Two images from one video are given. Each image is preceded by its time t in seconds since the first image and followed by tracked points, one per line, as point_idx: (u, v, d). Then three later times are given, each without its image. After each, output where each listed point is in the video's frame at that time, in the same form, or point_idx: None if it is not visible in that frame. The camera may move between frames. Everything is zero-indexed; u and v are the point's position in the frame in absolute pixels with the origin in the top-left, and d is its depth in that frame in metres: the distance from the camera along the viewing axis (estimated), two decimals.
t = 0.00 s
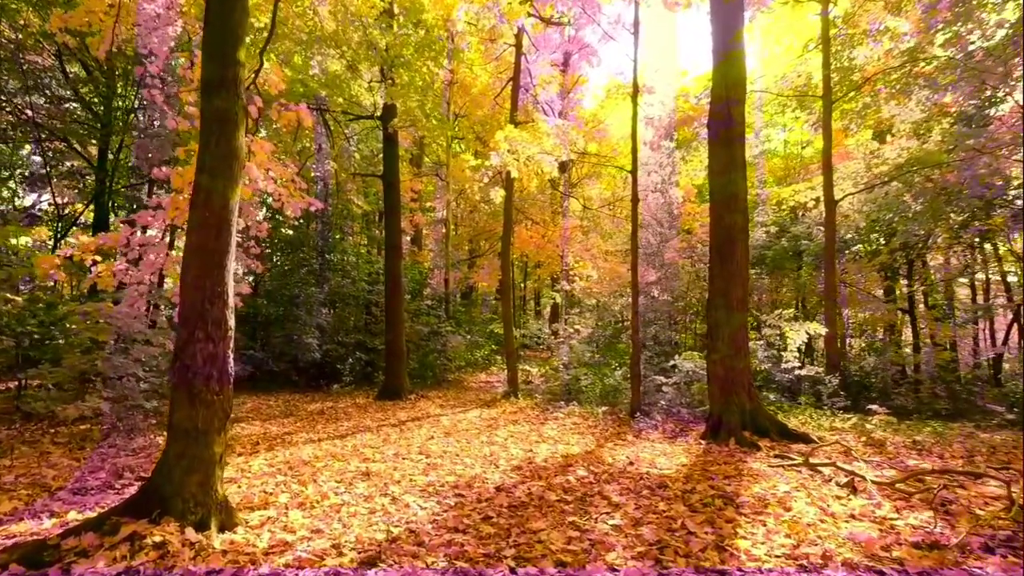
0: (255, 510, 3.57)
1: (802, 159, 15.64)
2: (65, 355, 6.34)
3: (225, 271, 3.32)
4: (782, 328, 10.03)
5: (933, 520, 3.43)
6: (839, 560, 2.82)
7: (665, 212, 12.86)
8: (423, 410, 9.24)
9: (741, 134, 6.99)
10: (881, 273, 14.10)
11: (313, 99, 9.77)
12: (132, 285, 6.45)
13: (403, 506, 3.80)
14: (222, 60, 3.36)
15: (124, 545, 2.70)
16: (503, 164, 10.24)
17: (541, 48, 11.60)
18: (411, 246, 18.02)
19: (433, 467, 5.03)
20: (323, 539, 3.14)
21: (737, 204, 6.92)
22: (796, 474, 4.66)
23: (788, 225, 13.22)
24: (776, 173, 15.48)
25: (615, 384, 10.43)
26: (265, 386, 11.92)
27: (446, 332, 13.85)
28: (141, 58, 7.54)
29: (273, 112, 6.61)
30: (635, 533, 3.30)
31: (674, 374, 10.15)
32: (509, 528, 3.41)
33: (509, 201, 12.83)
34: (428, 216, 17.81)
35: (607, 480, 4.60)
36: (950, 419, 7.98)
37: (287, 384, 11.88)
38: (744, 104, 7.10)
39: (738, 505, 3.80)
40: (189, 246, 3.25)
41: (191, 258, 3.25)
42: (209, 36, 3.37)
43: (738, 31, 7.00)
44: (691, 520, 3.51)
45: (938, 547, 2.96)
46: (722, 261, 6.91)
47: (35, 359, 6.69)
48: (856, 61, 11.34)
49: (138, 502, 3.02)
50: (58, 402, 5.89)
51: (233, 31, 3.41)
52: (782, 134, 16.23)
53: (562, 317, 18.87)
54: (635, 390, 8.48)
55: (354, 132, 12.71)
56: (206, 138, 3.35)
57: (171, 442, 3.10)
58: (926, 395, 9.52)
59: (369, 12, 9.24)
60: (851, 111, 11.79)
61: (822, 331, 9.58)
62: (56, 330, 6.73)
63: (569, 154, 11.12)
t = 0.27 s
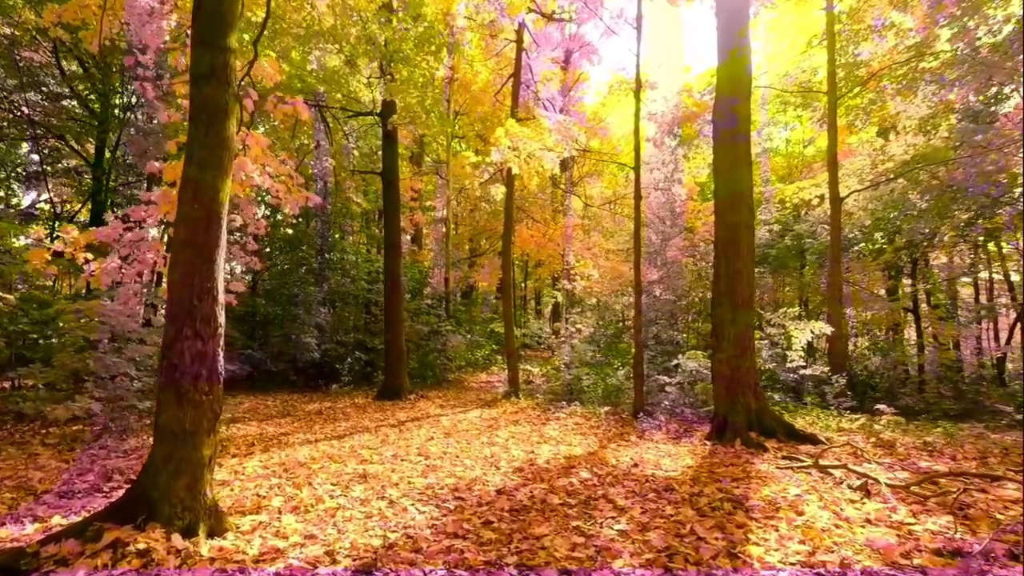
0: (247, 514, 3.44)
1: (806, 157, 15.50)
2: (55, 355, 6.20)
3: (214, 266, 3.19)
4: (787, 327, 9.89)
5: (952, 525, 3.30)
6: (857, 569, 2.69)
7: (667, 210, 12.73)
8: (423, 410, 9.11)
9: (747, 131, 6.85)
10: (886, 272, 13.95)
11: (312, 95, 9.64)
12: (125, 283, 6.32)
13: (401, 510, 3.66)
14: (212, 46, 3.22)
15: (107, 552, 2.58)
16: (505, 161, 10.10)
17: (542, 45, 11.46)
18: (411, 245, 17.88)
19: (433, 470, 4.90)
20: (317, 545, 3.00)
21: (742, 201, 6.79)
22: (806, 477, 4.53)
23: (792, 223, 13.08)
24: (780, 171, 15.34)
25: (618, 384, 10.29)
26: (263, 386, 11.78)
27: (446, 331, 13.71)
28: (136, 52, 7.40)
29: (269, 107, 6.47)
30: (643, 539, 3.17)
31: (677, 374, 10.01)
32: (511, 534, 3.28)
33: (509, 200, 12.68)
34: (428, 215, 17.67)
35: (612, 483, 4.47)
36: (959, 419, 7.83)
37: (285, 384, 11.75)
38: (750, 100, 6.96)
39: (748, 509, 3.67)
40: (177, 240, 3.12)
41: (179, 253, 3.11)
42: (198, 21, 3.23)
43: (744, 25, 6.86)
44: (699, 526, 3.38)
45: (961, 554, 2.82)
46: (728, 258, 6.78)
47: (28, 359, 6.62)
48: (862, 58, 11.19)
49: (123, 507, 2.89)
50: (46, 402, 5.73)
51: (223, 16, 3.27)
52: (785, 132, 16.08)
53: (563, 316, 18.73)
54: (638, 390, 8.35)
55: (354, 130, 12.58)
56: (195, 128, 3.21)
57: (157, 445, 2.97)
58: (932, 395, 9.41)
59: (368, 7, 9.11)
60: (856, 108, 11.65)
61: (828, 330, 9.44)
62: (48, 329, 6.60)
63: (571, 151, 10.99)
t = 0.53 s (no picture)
0: (237, 522, 3.30)
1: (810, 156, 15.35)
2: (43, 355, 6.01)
3: (202, 261, 3.04)
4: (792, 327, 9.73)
5: (974, 534, 3.15)
6: None
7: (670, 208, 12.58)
8: (422, 411, 8.95)
9: (754, 129, 6.69)
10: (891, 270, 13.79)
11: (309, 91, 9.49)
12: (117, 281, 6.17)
13: (398, 517, 3.51)
14: (199, 32, 3.07)
15: (85, 564, 2.44)
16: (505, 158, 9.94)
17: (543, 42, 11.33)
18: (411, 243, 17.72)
19: (432, 474, 4.74)
20: (309, 555, 2.86)
21: (748, 199, 6.64)
22: (818, 481, 4.38)
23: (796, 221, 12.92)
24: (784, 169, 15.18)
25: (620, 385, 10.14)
26: (261, 386, 11.64)
27: (446, 331, 13.55)
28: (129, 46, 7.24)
29: (265, 101, 6.32)
30: (650, 548, 3.02)
31: (681, 374, 9.85)
32: (512, 543, 3.13)
33: (510, 198, 12.53)
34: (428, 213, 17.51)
35: (617, 488, 4.32)
36: (970, 421, 7.66)
37: (283, 384, 11.60)
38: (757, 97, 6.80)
39: (760, 516, 3.52)
40: (162, 235, 2.97)
41: (164, 248, 2.97)
42: (185, 5, 3.08)
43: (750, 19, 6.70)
44: (710, 534, 3.22)
45: (987, 566, 2.68)
46: (733, 257, 6.62)
47: (18, 359, 6.49)
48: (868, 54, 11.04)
49: (105, 515, 2.76)
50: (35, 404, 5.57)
51: None
52: (789, 130, 15.92)
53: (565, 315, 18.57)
54: (642, 390, 8.19)
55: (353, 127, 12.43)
56: (181, 117, 3.06)
57: (141, 449, 2.82)
58: (936, 398, 8.99)
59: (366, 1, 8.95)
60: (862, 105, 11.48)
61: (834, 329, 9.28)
62: (37, 329, 6.43)
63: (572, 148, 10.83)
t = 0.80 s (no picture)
0: (225, 532, 3.16)
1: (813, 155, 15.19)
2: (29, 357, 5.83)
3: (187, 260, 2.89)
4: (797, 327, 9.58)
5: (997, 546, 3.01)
6: None
7: (672, 207, 12.44)
8: (421, 413, 8.80)
9: (759, 127, 6.54)
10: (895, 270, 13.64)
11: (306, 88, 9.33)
12: (108, 281, 6.01)
13: (393, 527, 3.37)
14: (184, 18, 2.92)
15: None
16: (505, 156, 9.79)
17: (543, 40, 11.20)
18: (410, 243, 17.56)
19: (429, 479, 4.60)
20: (298, 569, 2.72)
21: (753, 197, 6.49)
22: (829, 487, 4.23)
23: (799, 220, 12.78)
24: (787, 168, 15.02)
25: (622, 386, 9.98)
26: (258, 387, 11.49)
27: (445, 331, 13.40)
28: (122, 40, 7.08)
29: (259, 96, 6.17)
30: (656, 562, 2.88)
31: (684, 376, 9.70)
32: (513, 555, 2.99)
33: (510, 196, 12.38)
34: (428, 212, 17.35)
35: (621, 494, 4.17)
36: (979, 423, 7.51)
37: (280, 385, 11.45)
38: (761, 95, 6.66)
39: (771, 525, 3.38)
40: (146, 232, 2.83)
41: (148, 246, 2.82)
42: None
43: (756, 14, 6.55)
44: (719, 545, 3.08)
45: None
46: (738, 257, 6.48)
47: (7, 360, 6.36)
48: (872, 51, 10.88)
49: (85, 527, 2.63)
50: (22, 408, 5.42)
51: None
52: (792, 128, 15.76)
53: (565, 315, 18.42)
54: (645, 392, 8.06)
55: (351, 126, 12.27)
56: (166, 109, 2.91)
57: (122, 458, 2.69)
58: (940, 398, 8.72)
59: None
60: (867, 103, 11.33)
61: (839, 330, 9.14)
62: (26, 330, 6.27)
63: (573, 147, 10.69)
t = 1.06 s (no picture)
0: (214, 540, 3.03)
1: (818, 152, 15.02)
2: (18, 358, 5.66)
3: (175, 255, 2.77)
4: (803, 327, 9.42)
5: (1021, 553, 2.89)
6: None
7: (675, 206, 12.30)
8: (421, 414, 8.66)
9: (766, 125, 6.41)
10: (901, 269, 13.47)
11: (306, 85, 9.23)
12: (101, 279, 5.88)
13: (392, 534, 3.24)
14: None
15: None
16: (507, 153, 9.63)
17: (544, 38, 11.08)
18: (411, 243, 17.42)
19: (429, 483, 4.45)
20: None
21: (759, 194, 6.36)
22: (841, 492, 4.10)
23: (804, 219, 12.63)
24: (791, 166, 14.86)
25: (626, 387, 9.85)
26: (256, 387, 11.35)
27: (445, 331, 13.26)
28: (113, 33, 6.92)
29: (255, 90, 6.03)
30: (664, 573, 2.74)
31: (688, 376, 9.56)
32: (517, 565, 2.86)
33: (512, 195, 12.25)
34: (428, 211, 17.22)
35: (627, 499, 4.03)
36: (989, 424, 7.36)
37: (279, 385, 11.31)
38: (768, 91, 6.51)
39: (785, 533, 3.25)
40: (132, 225, 2.70)
41: (132, 240, 2.69)
42: None
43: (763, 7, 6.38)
44: (732, 554, 2.94)
45: None
46: (744, 255, 6.35)
47: None
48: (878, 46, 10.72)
49: (68, 537, 2.51)
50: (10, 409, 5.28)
51: None
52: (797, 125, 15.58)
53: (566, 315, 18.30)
54: (648, 393, 7.92)
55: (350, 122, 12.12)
56: (153, 97, 2.78)
57: (105, 465, 2.56)
58: (947, 399, 8.52)
59: None
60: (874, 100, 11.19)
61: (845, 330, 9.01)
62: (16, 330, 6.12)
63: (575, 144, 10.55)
